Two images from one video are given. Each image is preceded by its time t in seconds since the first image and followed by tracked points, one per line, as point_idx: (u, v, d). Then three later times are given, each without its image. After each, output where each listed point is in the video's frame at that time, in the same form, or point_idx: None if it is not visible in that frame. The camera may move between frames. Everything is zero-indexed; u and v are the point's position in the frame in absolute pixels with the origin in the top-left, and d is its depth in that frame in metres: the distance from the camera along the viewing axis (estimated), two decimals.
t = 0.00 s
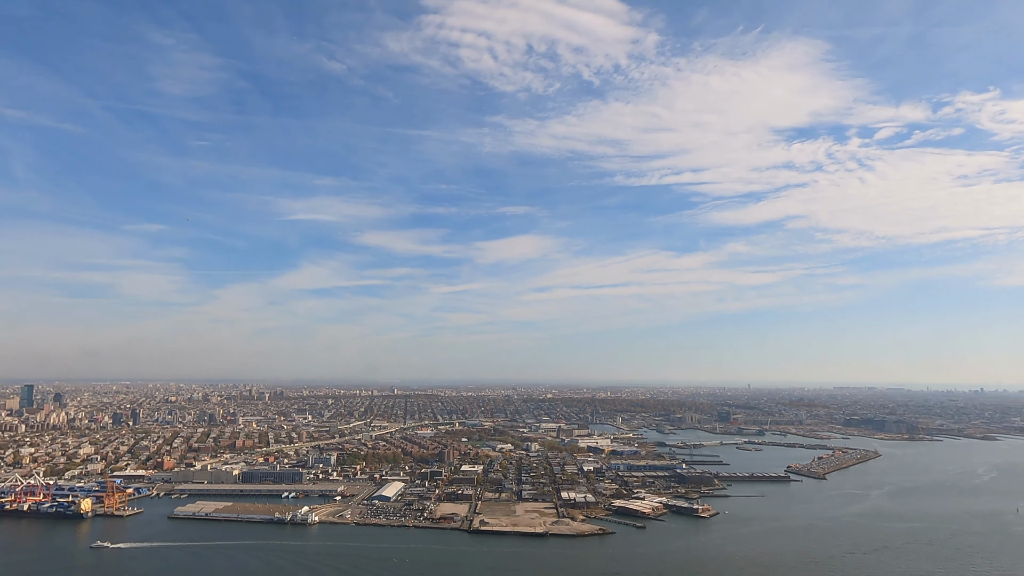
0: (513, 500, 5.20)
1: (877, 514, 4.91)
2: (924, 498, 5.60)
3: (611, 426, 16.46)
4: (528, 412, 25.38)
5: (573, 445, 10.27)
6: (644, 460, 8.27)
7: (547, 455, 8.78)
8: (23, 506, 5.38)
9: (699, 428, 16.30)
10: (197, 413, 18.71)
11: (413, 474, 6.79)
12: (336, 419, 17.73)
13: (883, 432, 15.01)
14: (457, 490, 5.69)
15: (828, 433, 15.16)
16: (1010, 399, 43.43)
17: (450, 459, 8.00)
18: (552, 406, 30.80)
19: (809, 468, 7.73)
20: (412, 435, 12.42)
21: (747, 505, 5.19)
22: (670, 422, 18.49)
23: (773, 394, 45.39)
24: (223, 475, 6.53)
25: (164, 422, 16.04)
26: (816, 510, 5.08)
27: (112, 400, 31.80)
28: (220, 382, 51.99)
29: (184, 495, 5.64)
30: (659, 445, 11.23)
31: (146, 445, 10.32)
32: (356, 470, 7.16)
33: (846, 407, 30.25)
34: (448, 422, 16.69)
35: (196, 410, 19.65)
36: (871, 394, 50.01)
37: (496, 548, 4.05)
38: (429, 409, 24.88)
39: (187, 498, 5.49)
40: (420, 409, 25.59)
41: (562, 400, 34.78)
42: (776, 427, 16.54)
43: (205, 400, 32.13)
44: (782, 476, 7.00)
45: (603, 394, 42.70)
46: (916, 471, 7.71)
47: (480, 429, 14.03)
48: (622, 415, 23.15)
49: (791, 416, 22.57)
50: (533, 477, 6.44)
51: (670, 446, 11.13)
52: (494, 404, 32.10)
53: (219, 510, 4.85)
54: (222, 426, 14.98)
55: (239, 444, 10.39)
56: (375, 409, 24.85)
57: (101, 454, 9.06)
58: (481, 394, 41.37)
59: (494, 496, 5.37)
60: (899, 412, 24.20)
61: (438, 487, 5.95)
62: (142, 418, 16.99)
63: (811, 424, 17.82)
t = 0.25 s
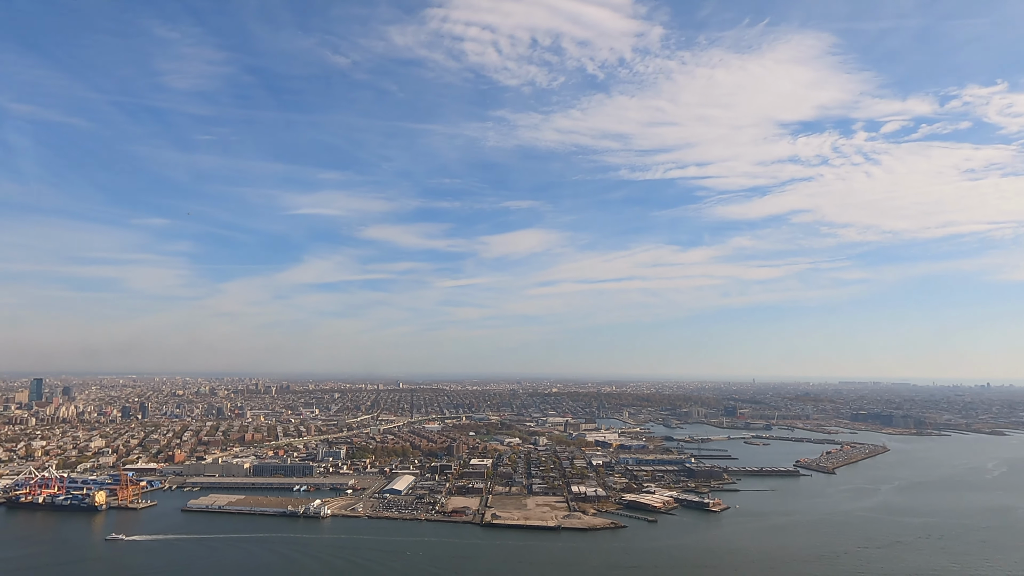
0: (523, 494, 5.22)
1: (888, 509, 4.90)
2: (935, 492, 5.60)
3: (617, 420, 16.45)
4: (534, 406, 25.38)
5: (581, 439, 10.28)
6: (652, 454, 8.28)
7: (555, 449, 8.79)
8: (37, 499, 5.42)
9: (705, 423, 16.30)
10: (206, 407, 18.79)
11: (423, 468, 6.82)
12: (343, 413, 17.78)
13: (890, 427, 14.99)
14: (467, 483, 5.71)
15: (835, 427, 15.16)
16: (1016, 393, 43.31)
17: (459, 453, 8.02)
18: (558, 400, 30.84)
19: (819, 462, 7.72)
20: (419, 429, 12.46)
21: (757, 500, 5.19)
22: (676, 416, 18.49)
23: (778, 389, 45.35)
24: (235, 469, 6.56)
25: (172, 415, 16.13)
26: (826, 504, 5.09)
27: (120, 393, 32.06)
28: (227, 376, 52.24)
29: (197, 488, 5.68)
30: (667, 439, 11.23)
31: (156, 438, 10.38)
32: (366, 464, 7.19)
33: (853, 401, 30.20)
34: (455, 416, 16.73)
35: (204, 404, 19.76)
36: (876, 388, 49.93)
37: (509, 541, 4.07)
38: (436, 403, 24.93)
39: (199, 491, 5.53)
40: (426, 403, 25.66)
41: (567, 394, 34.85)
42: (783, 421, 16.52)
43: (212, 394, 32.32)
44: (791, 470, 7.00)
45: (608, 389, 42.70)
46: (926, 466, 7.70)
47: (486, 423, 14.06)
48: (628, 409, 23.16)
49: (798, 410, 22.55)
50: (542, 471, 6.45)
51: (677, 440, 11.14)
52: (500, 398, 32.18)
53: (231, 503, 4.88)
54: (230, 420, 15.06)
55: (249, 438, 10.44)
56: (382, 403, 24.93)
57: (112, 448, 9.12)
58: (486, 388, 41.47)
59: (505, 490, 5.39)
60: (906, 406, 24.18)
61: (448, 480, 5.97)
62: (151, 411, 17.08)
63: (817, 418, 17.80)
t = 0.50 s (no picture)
0: (535, 493, 5.22)
1: (901, 510, 4.89)
2: (948, 494, 5.57)
3: (625, 421, 16.41)
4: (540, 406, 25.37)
5: (590, 439, 10.28)
6: (662, 455, 8.26)
7: (565, 449, 8.79)
8: (51, 496, 5.45)
9: (714, 423, 16.25)
10: (214, 405, 18.85)
11: (433, 467, 6.83)
12: (351, 412, 17.81)
13: (900, 428, 14.91)
14: (478, 483, 5.72)
15: (844, 428, 15.09)
16: None
17: (469, 453, 8.02)
18: (565, 399, 30.82)
19: (830, 463, 7.69)
20: (428, 428, 12.47)
21: (770, 501, 5.18)
22: (684, 416, 18.44)
23: (785, 389, 45.22)
24: (246, 467, 6.59)
25: (181, 414, 16.18)
26: (839, 505, 5.07)
27: (129, 392, 32.21)
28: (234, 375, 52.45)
29: (209, 487, 5.70)
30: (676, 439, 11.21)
31: (166, 436, 10.42)
32: (376, 463, 7.20)
33: (861, 402, 30.08)
34: (463, 416, 16.73)
35: (213, 402, 19.82)
36: (883, 389, 49.75)
37: (522, 540, 4.08)
38: (443, 403, 24.94)
39: (212, 490, 5.55)
40: (433, 402, 25.68)
41: (574, 394, 34.82)
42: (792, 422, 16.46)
43: (220, 392, 32.44)
44: (802, 471, 6.98)
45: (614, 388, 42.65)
46: (938, 467, 7.66)
47: (494, 423, 14.06)
48: (635, 409, 23.12)
49: (807, 411, 22.46)
50: (553, 470, 6.45)
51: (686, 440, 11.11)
52: (506, 397, 32.18)
53: (245, 501, 4.90)
54: (239, 418, 15.08)
55: (258, 436, 10.46)
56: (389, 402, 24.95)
57: (124, 446, 9.17)
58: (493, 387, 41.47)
59: (516, 489, 5.39)
60: (915, 408, 24.07)
61: (459, 480, 5.98)
62: (160, 410, 17.14)
63: (826, 419, 17.73)
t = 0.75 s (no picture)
0: (547, 495, 5.21)
1: (916, 514, 4.87)
2: (962, 498, 5.54)
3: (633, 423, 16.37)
4: (548, 409, 25.32)
5: (600, 441, 10.26)
6: (673, 457, 8.24)
7: (575, 451, 8.77)
8: (66, 496, 5.49)
9: (723, 426, 16.18)
10: (223, 406, 18.90)
11: (444, 468, 6.82)
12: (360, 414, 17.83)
13: (912, 431, 14.81)
14: (489, 485, 5.72)
15: (855, 431, 15.01)
16: None
17: (479, 454, 8.02)
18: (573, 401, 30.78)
19: (841, 466, 7.65)
20: (436, 429, 12.47)
21: (783, 504, 5.16)
22: (693, 419, 18.37)
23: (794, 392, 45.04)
24: (258, 468, 6.61)
25: (191, 415, 16.24)
26: (853, 509, 5.05)
27: (139, 392, 32.42)
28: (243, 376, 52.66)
29: (222, 487, 5.72)
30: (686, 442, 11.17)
31: (178, 437, 10.47)
32: (387, 464, 7.20)
33: (871, 406, 29.91)
34: (472, 417, 16.71)
35: (222, 403, 19.88)
36: (893, 392, 49.48)
37: (536, 542, 4.07)
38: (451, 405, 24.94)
39: (225, 490, 5.57)
40: (441, 404, 25.68)
41: (581, 397, 34.78)
42: (802, 425, 16.37)
43: (228, 393, 32.59)
44: (814, 475, 6.94)
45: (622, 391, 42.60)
46: (951, 471, 7.61)
47: (503, 424, 14.05)
48: (644, 412, 23.07)
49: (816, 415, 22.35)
50: (564, 472, 6.44)
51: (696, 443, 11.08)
52: (514, 399, 32.18)
53: (258, 502, 4.91)
54: (248, 419, 15.12)
55: (268, 437, 10.49)
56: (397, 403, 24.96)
57: (135, 446, 9.22)
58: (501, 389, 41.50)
59: (528, 491, 5.39)
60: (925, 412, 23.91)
61: (470, 481, 5.98)
62: (170, 410, 17.21)
63: (836, 422, 17.64)
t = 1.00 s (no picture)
0: (559, 499, 5.20)
1: (932, 520, 4.83)
2: (976, 504, 5.51)
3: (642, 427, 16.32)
4: (556, 412, 25.26)
5: (609, 445, 10.25)
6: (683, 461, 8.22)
7: (585, 455, 8.76)
8: (80, 497, 5.52)
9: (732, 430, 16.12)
10: (233, 408, 18.95)
11: (455, 471, 6.82)
12: (369, 416, 17.85)
13: (923, 437, 14.71)
14: (501, 488, 5.72)
15: (866, 436, 14.92)
16: None
17: (489, 458, 8.02)
18: (581, 405, 30.73)
19: (854, 472, 7.60)
20: (445, 432, 12.47)
21: (796, 509, 5.14)
22: (702, 423, 18.29)
23: (803, 397, 44.83)
24: (270, 471, 6.63)
25: (201, 416, 16.30)
26: (867, 515, 5.02)
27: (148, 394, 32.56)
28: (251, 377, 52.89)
29: (235, 489, 5.74)
30: (696, 446, 11.13)
31: (189, 438, 10.51)
32: (398, 467, 7.21)
33: (881, 411, 29.73)
34: (480, 420, 16.71)
35: (232, 405, 19.94)
36: (903, 397, 49.21)
37: (550, 546, 4.07)
38: (459, 408, 24.94)
39: (238, 492, 5.59)
40: (449, 407, 25.69)
41: (588, 400, 34.75)
42: (812, 429, 16.29)
43: (236, 395, 32.75)
44: (827, 479, 6.91)
45: (630, 395, 42.56)
46: (964, 477, 7.57)
47: (512, 428, 14.04)
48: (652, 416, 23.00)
49: (826, 420, 22.23)
50: (575, 476, 6.43)
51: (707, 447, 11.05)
52: (521, 402, 32.15)
53: (272, 504, 4.93)
54: (257, 422, 15.16)
55: (278, 440, 10.51)
56: (405, 406, 24.97)
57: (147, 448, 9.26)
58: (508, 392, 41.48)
59: (540, 495, 5.38)
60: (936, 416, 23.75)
61: (482, 485, 5.98)
62: (179, 412, 17.28)
63: (846, 427, 17.53)
